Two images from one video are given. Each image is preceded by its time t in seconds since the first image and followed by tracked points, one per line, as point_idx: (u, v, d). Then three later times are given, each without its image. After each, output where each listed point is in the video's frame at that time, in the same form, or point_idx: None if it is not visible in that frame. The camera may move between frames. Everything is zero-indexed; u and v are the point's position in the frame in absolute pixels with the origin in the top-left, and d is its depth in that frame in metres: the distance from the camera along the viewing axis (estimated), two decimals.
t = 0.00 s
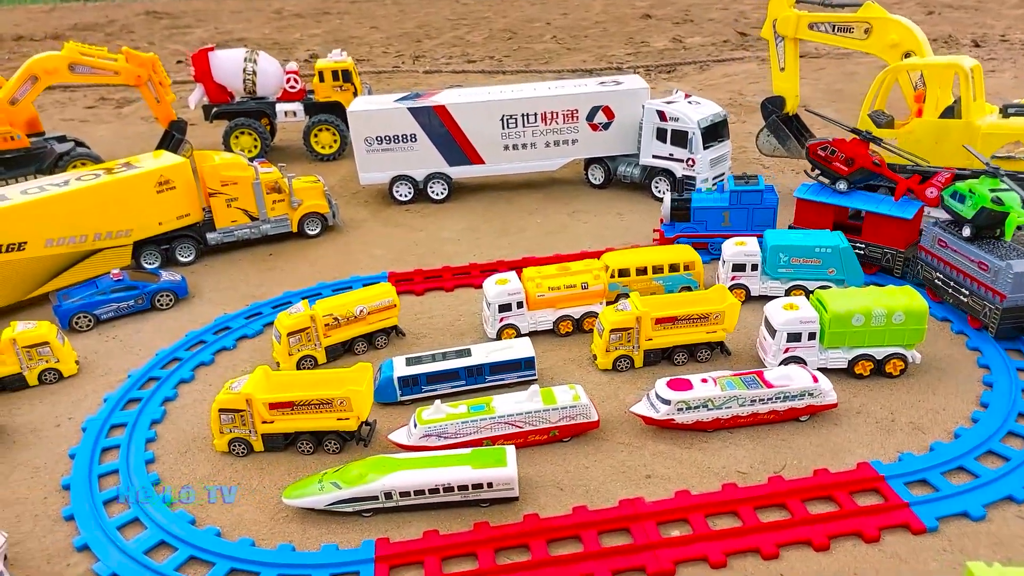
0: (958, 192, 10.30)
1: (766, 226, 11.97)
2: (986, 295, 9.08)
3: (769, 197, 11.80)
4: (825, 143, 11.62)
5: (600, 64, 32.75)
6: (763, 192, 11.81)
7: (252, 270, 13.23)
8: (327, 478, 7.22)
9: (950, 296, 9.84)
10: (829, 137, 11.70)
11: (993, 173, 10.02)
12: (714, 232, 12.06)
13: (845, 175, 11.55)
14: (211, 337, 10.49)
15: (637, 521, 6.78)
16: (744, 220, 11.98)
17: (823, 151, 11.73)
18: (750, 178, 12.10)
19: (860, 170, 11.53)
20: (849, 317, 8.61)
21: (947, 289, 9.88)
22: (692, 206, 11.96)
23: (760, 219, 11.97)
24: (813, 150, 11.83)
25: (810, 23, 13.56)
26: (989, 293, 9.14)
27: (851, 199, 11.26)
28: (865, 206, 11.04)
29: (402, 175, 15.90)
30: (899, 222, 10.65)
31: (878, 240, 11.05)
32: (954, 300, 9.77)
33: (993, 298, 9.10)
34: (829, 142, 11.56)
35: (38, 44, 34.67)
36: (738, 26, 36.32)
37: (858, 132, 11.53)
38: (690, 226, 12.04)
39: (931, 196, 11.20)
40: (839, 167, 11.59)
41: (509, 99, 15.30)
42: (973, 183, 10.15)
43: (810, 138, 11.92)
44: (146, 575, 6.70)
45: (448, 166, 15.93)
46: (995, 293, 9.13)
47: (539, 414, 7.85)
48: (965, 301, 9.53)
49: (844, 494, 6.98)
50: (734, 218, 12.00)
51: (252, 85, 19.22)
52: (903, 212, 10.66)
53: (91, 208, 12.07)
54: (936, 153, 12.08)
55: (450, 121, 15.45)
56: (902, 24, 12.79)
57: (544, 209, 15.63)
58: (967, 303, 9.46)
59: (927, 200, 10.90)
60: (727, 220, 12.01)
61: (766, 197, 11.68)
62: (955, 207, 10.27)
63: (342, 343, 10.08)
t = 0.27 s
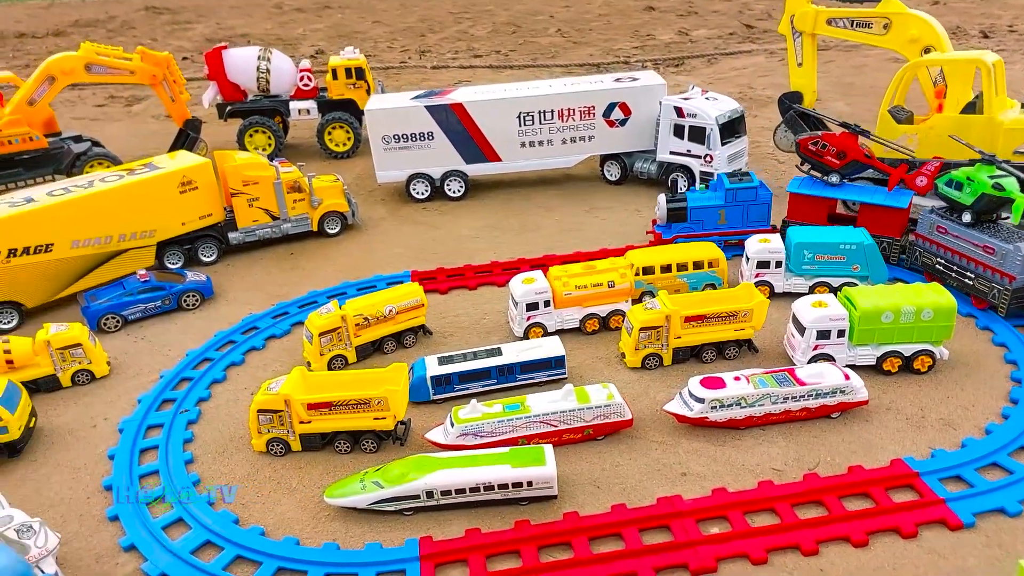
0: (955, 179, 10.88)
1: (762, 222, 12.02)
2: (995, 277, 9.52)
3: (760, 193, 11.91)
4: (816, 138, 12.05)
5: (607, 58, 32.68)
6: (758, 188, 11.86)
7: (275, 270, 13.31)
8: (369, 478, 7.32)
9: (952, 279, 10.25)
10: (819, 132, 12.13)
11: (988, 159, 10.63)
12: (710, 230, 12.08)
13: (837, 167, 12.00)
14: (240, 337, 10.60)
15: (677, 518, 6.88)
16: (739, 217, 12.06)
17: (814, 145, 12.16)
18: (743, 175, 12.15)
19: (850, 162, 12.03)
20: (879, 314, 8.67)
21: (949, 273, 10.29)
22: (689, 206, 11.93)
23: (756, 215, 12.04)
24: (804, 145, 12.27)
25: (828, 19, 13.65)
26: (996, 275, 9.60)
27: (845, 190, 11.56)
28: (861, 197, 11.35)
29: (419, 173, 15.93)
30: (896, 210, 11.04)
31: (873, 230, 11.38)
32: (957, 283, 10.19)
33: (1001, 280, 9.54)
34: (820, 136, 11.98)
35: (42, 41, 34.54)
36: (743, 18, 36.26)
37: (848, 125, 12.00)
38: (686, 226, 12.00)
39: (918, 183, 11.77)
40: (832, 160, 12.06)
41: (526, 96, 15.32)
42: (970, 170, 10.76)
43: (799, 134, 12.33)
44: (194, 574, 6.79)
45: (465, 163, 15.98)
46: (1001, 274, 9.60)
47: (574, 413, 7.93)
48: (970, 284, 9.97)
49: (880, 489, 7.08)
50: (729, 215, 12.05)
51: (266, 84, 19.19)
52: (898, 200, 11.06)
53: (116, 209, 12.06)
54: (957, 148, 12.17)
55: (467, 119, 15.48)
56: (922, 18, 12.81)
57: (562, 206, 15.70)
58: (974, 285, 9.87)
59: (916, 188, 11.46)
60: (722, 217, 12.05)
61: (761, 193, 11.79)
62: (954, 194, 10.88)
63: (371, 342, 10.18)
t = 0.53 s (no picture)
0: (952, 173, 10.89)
1: (759, 220, 12.18)
2: (997, 267, 9.86)
3: (758, 192, 12.05)
4: (809, 136, 12.47)
5: (614, 52, 32.59)
6: (756, 187, 12.02)
7: (293, 267, 13.41)
8: (400, 475, 7.45)
9: (951, 270, 10.60)
10: (813, 131, 12.53)
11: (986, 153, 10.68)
12: (710, 230, 12.15)
13: (832, 165, 12.37)
14: (263, 334, 10.72)
15: (705, 515, 7.02)
16: (738, 215, 12.17)
17: (808, 144, 12.53)
18: (740, 175, 12.28)
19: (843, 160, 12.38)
20: (898, 313, 8.79)
21: (948, 264, 10.63)
22: (688, 206, 12.02)
23: (754, 214, 12.20)
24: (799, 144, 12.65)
25: (842, 18, 13.69)
26: (997, 265, 9.95)
27: (840, 187, 11.85)
28: (856, 193, 11.71)
29: (433, 169, 15.98)
30: (890, 205, 11.45)
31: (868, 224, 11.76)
32: (957, 273, 10.54)
33: (1002, 269, 9.90)
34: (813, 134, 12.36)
35: (44, 34, 34.35)
36: (748, 11, 36.18)
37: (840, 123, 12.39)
38: (686, 226, 12.09)
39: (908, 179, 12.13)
40: (825, 158, 12.42)
41: (540, 93, 15.39)
42: (966, 163, 10.78)
43: (793, 134, 12.74)
44: (231, 569, 6.90)
45: (479, 160, 16.05)
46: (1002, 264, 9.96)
47: (600, 411, 8.05)
48: (970, 274, 10.31)
49: (904, 487, 7.20)
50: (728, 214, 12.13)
51: (278, 80, 19.17)
52: (893, 195, 11.48)
53: (136, 207, 12.09)
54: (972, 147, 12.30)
55: (482, 116, 15.54)
56: (937, 17, 12.87)
57: (575, 203, 15.79)
58: (974, 275, 10.21)
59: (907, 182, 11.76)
60: (721, 216, 12.15)
61: (759, 192, 11.95)
62: (949, 187, 10.94)
63: (394, 340, 10.30)
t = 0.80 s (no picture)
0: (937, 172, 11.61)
1: (749, 224, 12.32)
2: (991, 260, 10.31)
3: (749, 198, 12.15)
4: (796, 140, 12.74)
5: (621, 52, 32.67)
6: (746, 193, 12.13)
7: (311, 266, 13.51)
8: (430, 475, 7.57)
9: (942, 265, 11.09)
10: (799, 134, 12.78)
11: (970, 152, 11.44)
12: (702, 234, 12.24)
13: (818, 166, 12.57)
14: (285, 334, 10.84)
15: (731, 515, 7.15)
16: (729, 220, 12.27)
17: (796, 147, 12.80)
18: (731, 179, 12.39)
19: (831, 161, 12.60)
20: (917, 315, 8.90)
21: (939, 259, 11.08)
22: (681, 212, 12.07)
23: (744, 218, 12.33)
24: (786, 147, 12.91)
25: (856, 23, 13.84)
26: (989, 259, 10.41)
27: (828, 187, 12.04)
28: (844, 193, 11.88)
29: (447, 170, 16.10)
30: (878, 203, 11.68)
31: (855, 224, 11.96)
32: (948, 267, 11.01)
33: (994, 262, 10.38)
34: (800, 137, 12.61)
35: (49, 30, 34.26)
36: (753, 12, 36.32)
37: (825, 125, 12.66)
38: (678, 232, 12.17)
39: (893, 178, 12.34)
40: (813, 160, 12.62)
41: (554, 95, 15.51)
42: (951, 163, 11.50)
43: (780, 138, 13.01)
44: (266, 565, 6.97)
45: (493, 161, 16.17)
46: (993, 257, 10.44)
47: (625, 412, 8.17)
48: (962, 268, 10.77)
49: (926, 487, 7.34)
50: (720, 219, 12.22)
51: (291, 79, 19.25)
52: (880, 193, 11.70)
53: (158, 206, 12.11)
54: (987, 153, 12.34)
55: (496, 117, 15.65)
56: (951, 24, 12.85)
57: (589, 204, 15.91)
58: (966, 269, 10.68)
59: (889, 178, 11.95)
60: (712, 221, 12.25)
61: (750, 198, 12.06)
62: (935, 185, 11.62)
63: (416, 339, 10.42)
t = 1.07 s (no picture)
0: (900, 165, 12.33)
1: (722, 229, 12.41)
2: (964, 244, 11.00)
3: (723, 203, 12.24)
4: (766, 143, 13.41)
5: (627, 52, 32.75)
6: (719, 198, 12.22)
7: (330, 266, 13.65)
8: (463, 471, 7.71)
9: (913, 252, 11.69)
10: (767, 137, 13.44)
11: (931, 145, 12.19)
12: (675, 241, 12.32)
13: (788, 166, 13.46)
14: (310, 332, 10.99)
15: (760, 510, 7.31)
16: (703, 225, 12.34)
17: (765, 151, 13.51)
18: (704, 184, 12.43)
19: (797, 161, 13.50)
20: (936, 314, 9.04)
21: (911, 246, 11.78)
22: (655, 218, 12.13)
23: (717, 223, 12.42)
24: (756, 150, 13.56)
25: (870, 25, 13.89)
26: (962, 243, 11.11)
27: (801, 188, 12.37)
28: (813, 190, 12.34)
29: (463, 171, 16.22)
30: (847, 198, 12.29)
31: (824, 218, 12.53)
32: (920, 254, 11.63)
33: (967, 246, 11.06)
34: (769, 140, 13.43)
35: (55, 29, 34.02)
36: (757, 12, 36.43)
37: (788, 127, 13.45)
38: (652, 238, 12.24)
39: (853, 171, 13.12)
40: (781, 162, 13.54)
41: (569, 95, 15.65)
42: (915, 156, 12.22)
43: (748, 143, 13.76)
44: (305, 559, 7.11)
45: (508, 161, 16.31)
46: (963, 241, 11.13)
47: (652, 409, 8.31)
48: (935, 253, 11.40)
49: (950, 483, 7.50)
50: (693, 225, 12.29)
51: (305, 80, 19.37)
52: (849, 189, 12.30)
53: (182, 206, 12.21)
54: (1000, 153, 12.57)
55: (512, 117, 15.79)
56: (964, 25, 13.12)
57: (603, 204, 16.05)
58: (939, 254, 11.31)
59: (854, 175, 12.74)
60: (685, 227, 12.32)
61: (724, 204, 12.13)
62: (901, 178, 12.31)
63: (441, 338, 10.56)
